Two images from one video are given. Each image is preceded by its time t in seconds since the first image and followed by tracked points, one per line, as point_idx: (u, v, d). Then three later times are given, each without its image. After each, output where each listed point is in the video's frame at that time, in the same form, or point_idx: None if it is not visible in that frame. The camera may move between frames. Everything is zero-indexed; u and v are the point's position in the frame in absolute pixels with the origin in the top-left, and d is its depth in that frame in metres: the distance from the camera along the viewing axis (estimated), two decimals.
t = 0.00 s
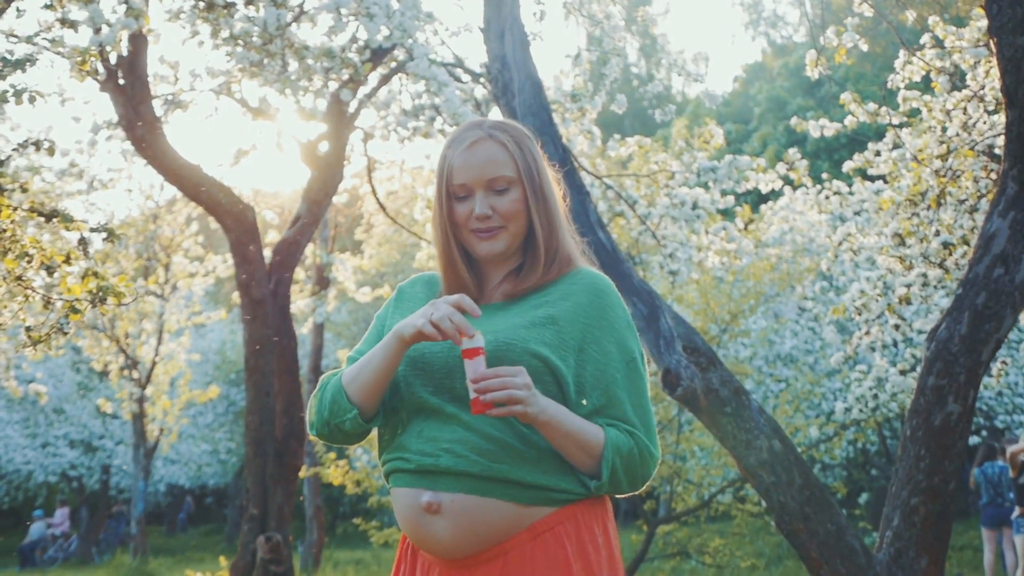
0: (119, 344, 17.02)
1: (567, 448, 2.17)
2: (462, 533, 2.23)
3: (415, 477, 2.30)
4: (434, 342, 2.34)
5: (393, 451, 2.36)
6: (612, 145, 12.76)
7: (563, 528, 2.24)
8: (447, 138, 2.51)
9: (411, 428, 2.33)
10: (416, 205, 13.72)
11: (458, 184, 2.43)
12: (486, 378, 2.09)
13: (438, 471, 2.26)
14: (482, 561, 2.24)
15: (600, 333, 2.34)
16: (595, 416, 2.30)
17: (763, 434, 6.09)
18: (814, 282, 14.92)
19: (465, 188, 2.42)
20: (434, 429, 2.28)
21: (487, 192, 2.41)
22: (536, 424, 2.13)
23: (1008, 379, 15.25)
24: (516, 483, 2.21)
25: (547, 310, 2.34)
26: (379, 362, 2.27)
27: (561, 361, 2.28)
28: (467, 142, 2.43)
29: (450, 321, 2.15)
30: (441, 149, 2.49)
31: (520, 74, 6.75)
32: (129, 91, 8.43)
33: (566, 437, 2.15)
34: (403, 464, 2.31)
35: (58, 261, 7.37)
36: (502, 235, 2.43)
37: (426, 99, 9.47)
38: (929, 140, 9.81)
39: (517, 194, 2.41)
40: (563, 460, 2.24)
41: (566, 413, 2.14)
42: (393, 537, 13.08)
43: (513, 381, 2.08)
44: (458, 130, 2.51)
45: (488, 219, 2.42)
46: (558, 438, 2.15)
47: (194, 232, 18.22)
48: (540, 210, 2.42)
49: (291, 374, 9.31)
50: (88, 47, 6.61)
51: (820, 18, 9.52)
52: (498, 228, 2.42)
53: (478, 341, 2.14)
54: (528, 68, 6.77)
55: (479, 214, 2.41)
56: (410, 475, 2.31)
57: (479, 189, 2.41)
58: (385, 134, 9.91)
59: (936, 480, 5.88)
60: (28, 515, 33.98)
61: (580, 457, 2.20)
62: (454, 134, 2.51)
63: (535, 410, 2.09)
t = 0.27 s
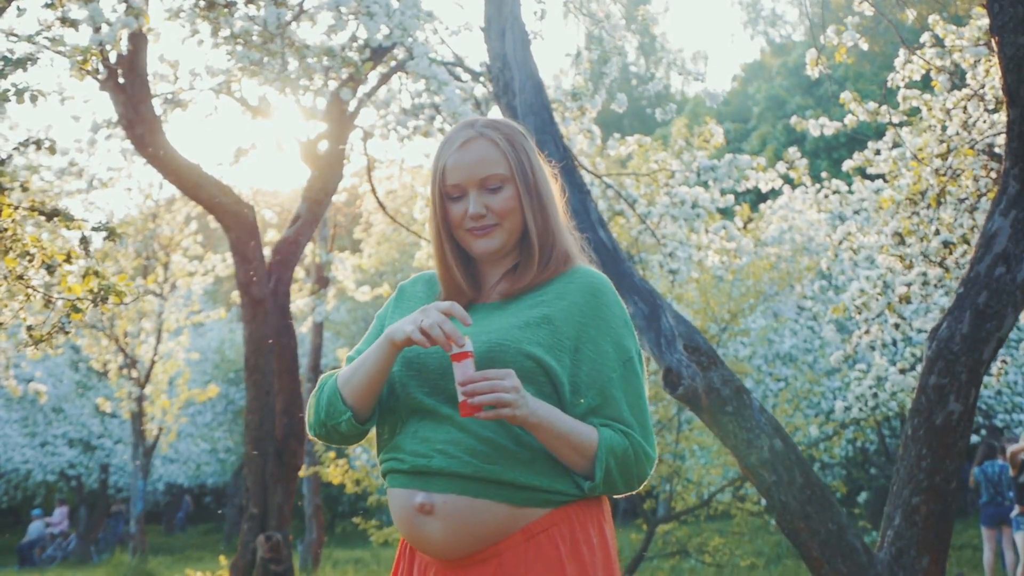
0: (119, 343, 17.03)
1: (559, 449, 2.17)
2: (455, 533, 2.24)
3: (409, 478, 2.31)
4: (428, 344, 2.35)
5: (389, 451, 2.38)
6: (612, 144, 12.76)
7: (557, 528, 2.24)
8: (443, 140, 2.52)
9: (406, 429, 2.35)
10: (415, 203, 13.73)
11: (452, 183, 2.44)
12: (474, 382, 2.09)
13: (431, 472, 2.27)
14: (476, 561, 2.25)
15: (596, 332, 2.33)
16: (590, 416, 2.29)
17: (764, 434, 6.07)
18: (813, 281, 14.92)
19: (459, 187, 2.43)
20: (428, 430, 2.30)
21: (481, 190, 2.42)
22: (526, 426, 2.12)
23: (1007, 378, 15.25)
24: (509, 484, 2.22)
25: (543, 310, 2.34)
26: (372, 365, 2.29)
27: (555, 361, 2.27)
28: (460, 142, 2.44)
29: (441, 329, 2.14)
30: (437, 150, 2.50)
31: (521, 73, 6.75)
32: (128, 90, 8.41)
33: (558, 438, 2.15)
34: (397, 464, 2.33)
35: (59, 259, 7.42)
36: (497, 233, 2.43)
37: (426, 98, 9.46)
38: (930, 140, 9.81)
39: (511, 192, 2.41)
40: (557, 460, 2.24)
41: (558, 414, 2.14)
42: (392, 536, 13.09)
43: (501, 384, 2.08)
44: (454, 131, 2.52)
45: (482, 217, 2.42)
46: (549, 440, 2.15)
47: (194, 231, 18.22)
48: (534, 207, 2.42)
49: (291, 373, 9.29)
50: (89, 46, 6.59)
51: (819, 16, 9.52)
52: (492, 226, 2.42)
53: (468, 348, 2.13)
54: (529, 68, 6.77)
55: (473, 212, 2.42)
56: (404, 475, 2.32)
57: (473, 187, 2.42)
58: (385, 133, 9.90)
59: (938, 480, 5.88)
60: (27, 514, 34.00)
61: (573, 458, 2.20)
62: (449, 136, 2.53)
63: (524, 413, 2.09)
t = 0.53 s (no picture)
0: (119, 342, 17.03)
1: (554, 451, 2.17)
2: (450, 535, 2.25)
3: (405, 478, 2.32)
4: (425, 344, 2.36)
5: (386, 451, 2.39)
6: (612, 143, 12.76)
7: (553, 529, 2.24)
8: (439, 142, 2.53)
9: (404, 429, 2.35)
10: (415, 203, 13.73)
11: (447, 183, 2.44)
12: (466, 385, 2.08)
13: (426, 473, 2.28)
14: (472, 562, 2.26)
15: (593, 332, 2.32)
16: (587, 416, 2.28)
17: (766, 433, 6.07)
18: (814, 280, 14.92)
19: (455, 187, 2.44)
20: (424, 430, 2.30)
21: (476, 188, 2.42)
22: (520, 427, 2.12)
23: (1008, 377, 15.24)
24: (504, 485, 2.22)
25: (539, 309, 2.33)
26: (367, 366, 2.30)
27: (552, 361, 2.27)
28: (454, 141, 2.44)
29: (432, 331, 2.14)
30: (434, 152, 2.51)
31: (522, 72, 6.74)
32: (129, 89, 8.39)
33: (553, 440, 2.15)
34: (393, 464, 2.35)
35: (61, 259, 7.42)
36: (494, 231, 2.43)
37: (426, 97, 9.46)
38: (930, 139, 9.81)
39: (506, 190, 2.41)
40: (553, 462, 2.24)
41: (552, 416, 2.13)
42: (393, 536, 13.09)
43: (493, 387, 2.07)
44: (449, 132, 2.53)
45: (479, 215, 2.42)
46: (543, 442, 2.15)
47: (193, 230, 18.22)
48: (530, 204, 2.42)
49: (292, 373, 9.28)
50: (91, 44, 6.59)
51: (819, 16, 9.51)
52: (489, 225, 2.42)
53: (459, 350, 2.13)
54: (530, 67, 6.76)
55: (468, 210, 2.42)
56: (400, 476, 2.33)
57: (468, 187, 2.42)
58: (385, 132, 9.90)
59: (940, 479, 5.88)
60: (27, 513, 34.01)
61: (568, 459, 2.19)
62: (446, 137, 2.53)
63: (516, 415, 2.08)
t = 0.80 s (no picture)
0: (118, 341, 17.04)
1: (548, 452, 2.16)
2: (446, 535, 2.26)
3: (403, 479, 2.34)
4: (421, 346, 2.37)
5: (385, 452, 2.41)
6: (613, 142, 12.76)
7: (550, 530, 2.24)
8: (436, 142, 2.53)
9: (402, 430, 2.37)
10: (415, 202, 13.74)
11: (443, 184, 2.44)
12: (456, 387, 2.09)
13: (423, 474, 2.29)
14: (470, 562, 2.27)
15: (591, 331, 2.31)
16: (584, 416, 2.27)
17: (768, 432, 6.06)
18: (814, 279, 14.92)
19: (451, 187, 2.44)
20: (421, 430, 2.32)
21: (472, 187, 2.42)
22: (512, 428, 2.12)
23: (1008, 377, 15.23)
24: (500, 486, 2.22)
25: (537, 309, 2.33)
26: (363, 367, 2.34)
27: (548, 361, 2.27)
28: (450, 141, 2.45)
29: (421, 330, 2.16)
30: (431, 153, 2.52)
31: (523, 72, 6.74)
32: (129, 88, 8.39)
33: (546, 441, 2.15)
34: (391, 465, 2.36)
35: (63, 258, 7.43)
36: (491, 230, 2.42)
37: (427, 96, 9.46)
38: (930, 138, 9.82)
39: (502, 188, 2.41)
40: (550, 462, 2.23)
41: (544, 418, 2.13)
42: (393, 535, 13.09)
43: (483, 389, 2.07)
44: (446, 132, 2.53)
45: (476, 214, 2.42)
46: (536, 443, 2.14)
47: (193, 229, 18.23)
48: (527, 201, 2.41)
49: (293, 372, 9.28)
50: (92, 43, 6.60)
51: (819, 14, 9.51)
52: (486, 224, 2.42)
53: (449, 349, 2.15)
54: (532, 66, 6.75)
55: (464, 210, 2.42)
56: (398, 476, 2.35)
57: (465, 186, 2.42)
58: (386, 131, 9.90)
59: (942, 478, 5.88)
60: (26, 513, 34.02)
61: (563, 459, 2.18)
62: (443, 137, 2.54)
63: (507, 418, 2.09)
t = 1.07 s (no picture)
0: (119, 340, 17.04)
1: (543, 452, 2.16)
2: (443, 536, 2.27)
3: (402, 479, 2.35)
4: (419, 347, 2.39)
5: (386, 451, 2.43)
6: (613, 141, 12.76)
7: (549, 530, 2.24)
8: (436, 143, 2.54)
9: (401, 430, 2.39)
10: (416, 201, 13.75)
11: (441, 183, 2.45)
12: (448, 388, 2.10)
13: (421, 474, 2.30)
14: (469, 563, 2.27)
15: (588, 330, 2.30)
16: (582, 416, 2.27)
17: (771, 431, 6.06)
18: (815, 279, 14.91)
19: (450, 187, 2.45)
20: (420, 430, 2.33)
21: (470, 186, 2.42)
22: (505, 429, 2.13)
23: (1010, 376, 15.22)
24: (497, 487, 2.23)
25: (534, 309, 2.32)
26: (359, 367, 2.37)
27: (545, 361, 2.26)
28: (448, 141, 2.45)
29: (406, 323, 2.20)
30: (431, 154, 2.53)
31: (525, 71, 6.74)
32: (130, 87, 8.39)
33: (542, 441, 2.14)
34: (390, 465, 2.38)
35: (64, 257, 7.42)
36: (489, 228, 2.42)
37: (428, 95, 9.46)
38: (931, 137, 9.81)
39: (499, 186, 2.41)
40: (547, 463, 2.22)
41: (538, 418, 2.13)
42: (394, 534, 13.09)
43: (474, 392, 2.08)
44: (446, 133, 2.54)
45: (473, 212, 2.41)
46: (530, 444, 2.14)
47: (194, 228, 18.23)
48: (524, 198, 2.41)
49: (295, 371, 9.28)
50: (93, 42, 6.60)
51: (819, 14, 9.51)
52: (483, 221, 2.42)
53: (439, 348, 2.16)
54: (533, 65, 6.75)
55: (462, 208, 2.42)
56: (397, 476, 2.37)
57: (462, 185, 2.42)
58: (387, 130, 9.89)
59: (944, 477, 5.88)
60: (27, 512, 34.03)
61: (558, 459, 2.18)
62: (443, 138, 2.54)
63: (499, 420, 2.09)
